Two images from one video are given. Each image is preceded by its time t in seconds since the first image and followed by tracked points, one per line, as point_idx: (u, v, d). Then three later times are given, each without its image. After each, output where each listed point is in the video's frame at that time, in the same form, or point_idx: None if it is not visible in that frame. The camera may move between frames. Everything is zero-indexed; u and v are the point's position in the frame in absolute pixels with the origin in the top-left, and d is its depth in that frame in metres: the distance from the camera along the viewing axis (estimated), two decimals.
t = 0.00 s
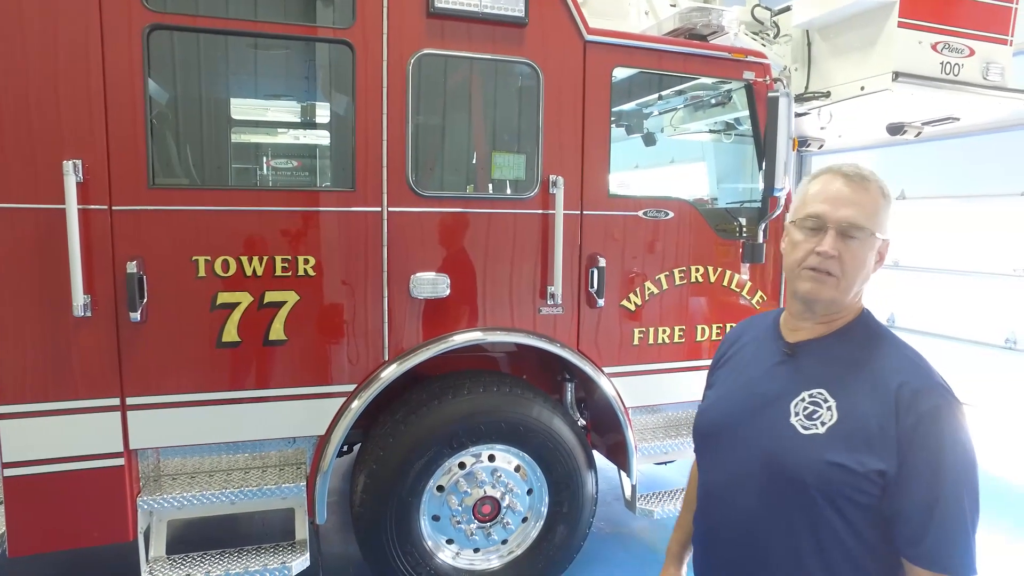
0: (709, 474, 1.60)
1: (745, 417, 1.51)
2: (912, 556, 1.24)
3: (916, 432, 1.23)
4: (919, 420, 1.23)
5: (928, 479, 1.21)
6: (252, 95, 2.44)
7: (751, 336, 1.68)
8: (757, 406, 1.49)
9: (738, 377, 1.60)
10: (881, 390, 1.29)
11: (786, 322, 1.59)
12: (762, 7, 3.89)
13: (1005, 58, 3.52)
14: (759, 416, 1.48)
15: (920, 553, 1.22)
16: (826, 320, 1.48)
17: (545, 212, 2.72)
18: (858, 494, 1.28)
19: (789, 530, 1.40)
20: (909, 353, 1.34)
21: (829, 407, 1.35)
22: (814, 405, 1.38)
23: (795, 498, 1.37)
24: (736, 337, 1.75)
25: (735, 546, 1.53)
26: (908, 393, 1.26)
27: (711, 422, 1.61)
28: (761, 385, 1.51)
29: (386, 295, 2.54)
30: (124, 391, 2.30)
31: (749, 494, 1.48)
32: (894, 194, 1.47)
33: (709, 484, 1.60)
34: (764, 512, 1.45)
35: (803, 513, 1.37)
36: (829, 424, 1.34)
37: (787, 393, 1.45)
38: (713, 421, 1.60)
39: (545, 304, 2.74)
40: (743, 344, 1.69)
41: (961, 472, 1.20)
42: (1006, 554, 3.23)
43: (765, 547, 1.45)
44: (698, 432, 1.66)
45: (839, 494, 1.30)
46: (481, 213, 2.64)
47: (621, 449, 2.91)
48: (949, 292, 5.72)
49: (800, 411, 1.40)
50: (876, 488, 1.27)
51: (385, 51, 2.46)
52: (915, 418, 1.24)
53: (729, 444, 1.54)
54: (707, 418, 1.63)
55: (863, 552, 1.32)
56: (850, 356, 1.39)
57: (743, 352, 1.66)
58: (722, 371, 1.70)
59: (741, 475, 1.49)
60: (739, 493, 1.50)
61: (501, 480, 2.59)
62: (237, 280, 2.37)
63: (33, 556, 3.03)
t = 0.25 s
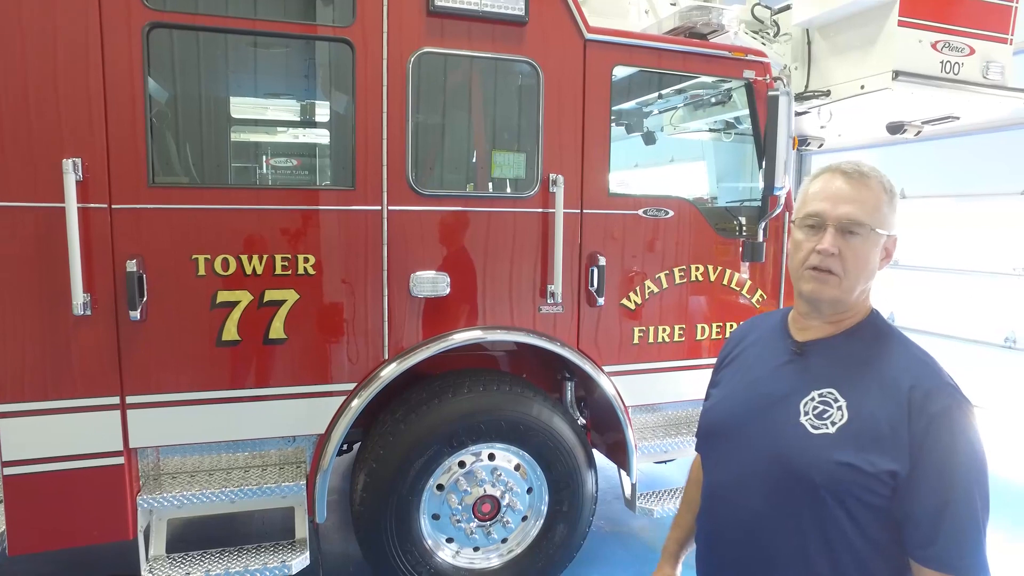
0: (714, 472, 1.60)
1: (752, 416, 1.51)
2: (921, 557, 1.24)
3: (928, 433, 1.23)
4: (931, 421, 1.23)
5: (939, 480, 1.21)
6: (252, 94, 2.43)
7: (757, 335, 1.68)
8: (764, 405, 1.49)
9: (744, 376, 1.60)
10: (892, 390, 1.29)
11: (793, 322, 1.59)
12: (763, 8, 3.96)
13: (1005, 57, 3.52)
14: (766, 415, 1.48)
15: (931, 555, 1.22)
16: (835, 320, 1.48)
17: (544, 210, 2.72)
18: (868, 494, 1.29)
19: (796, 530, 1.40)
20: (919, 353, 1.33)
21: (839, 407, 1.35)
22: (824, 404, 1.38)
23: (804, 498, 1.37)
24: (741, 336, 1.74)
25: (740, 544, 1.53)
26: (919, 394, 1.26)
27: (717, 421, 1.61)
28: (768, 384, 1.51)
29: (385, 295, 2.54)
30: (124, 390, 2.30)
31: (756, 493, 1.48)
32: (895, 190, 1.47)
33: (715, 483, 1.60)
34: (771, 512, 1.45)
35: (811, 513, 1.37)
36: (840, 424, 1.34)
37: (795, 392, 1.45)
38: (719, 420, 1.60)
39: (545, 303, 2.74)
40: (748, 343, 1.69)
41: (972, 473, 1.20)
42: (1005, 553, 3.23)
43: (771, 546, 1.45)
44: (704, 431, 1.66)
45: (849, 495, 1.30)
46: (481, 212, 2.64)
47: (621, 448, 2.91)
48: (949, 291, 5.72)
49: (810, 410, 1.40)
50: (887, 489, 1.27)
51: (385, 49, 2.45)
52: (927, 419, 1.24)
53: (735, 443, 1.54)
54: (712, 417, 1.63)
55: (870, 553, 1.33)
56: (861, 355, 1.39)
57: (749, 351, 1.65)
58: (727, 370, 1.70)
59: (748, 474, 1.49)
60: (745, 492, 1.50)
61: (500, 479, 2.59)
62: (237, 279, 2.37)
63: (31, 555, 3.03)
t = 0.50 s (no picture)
0: (711, 468, 1.60)
1: (750, 413, 1.51)
2: (916, 557, 1.24)
3: (926, 434, 1.23)
4: (929, 422, 1.23)
5: (936, 480, 1.21)
6: (251, 92, 2.44)
7: (756, 331, 1.68)
8: (761, 402, 1.50)
9: (743, 372, 1.60)
10: (891, 391, 1.29)
11: (794, 320, 1.59)
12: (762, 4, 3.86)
13: (1004, 56, 3.52)
14: (762, 412, 1.48)
15: (927, 555, 1.22)
16: (831, 319, 1.48)
17: (543, 209, 2.72)
18: (865, 493, 1.28)
19: (792, 528, 1.40)
20: (919, 354, 1.33)
21: (836, 405, 1.35)
22: (821, 402, 1.38)
23: (801, 495, 1.37)
24: (740, 332, 1.74)
25: (735, 541, 1.53)
26: (918, 394, 1.26)
27: (714, 416, 1.61)
28: (767, 380, 1.51)
29: (384, 293, 2.54)
30: (122, 389, 2.30)
31: (753, 489, 1.48)
32: (895, 186, 1.44)
33: (712, 479, 1.60)
34: (769, 510, 1.45)
35: (808, 511, 1.37)
36: (836, 422, 1.34)
37: (792, 389, 1.45)
38: (717, 415, 1.59)
39: (544, 301, 2.74)
40: (748, 338, 1.68)
41: (969, 474, 1.20)
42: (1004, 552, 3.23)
43: (767, 543, 1.45)
44: (700, 426, 1.67)
45: (846, 493, 1.30)
46: (481, 210, 2.64)
47: (619, 446, 2.91)
48: (948, 290, 5.72)
49: (806, 407, 1.40)
50: (883, 488, 1.27)
51: (383, 48, 2.45)
52: (925, 419, 1.24)
53: (733, 440, 1.54)
54: (710, 412, 1.63)
55: (866, 552, 1.32)
56: (860, 354, 1.39)
57: (749, 347, 1.65)
58: (725, 366, 1.69)
59: (745, 470, 1.49)
60: (742, 489, 1.50)
61: (499, 477, 2.59)
62: (236, 277, 2.37)
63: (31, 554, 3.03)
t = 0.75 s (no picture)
0: (699, 465, 1.61)
1: (737, 410, 1.51)
2: (899, 553, 1.24)
3: (909, 431, 1.23)
4: (911, 419, 1.23)
5: (918, 477, 1.21)
6: (248, 91, 2.43)
7: (745, 328, 1.68)
8: (747, 398, 1.50)
9: (731, 369, 1.60)
10: (874, 388, 1.29)
11: (780, 315, 1.59)
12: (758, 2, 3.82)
13: (1000, 55, 3.53)
14: (748, 408, 1.49)
15: (910, 551, 1.23)
16: (816, 315, 1.49)
17: (539, 207, 2.72)
18: (848, 490, 1.29)
19: (777, 523, 1.41)
20: (904, 352, 1.33)
21: (819, 401, 1.36)
22: (804, 398, 1.39)
23: (786, 492, 1.38)
24: (730, 328, 1.74)
25: (723, 538, 1.53)
26: (901, 391, 1.26)
27: (703, 413, 1.61)
28: (753, 377, 1.51)
29: (380, 290, 2.54)
30: (118, 386, 2.30)
31: (739, 486, 1.48)
32: (883, 183, 1.44)
33: (699, 476, 1.60)
34: (756, 507, 1.45)
35: (793, 507, 1.37)
36: (819, 418, 1.35)
37: (778, 385, 1.45)
38: (705, 411, 1.60)
39: (540, 299, 2.74)
40: (738, 335, 1.68)
41: (951, 470, 1.21)
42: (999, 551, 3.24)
43: (755, 540, 1.46)
44: (689, 422, 1.67)
45: (828, 490, 1.31)
46: (477, 208, 2.63)
47: (615, 444, 2.92)
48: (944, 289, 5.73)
49: (790, 404, 1.41)
50: (865, 484, 1.27)
51: (379, 46, 2.45)
52: (908, 416, 1.24)
53: (720, 437, 1.54)
54: (699, 409, 1.63)
55: (850, 548, 1.32)
56: (845, 350, 1.39)
57: (738, 344, 1.65)
58: (715, 363, 1.70)
59: (732, 467, 1.50)
60: (729, 486, 1.51)
61: (495, 475, 2.59)
62: (231, 275, 2.36)
63: (26, 552, 3.03)
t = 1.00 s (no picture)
0: (690, 462, 1.61)
1: (727, 406, 1.51)
2: (886, 546, 1.25)
3: (895, 424, 1.24)
4: (897, 413, 1.24)
5: (904, 470, 1.22)
6: (243, 88, 2.42)
7: (734, 325, 1.68)
8: (737, 395, 1.50)
9: (721, 366, 1.60)
10: (861, 382, 1.30)
11: (768, 312, 1.59)
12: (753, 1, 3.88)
13: (994, 53, 3.55)
14: (738, 405, 1.49)
15: (895, 544, 1.23)
16: (804, 313, 1.49)
17: (535, 204, 2.72)
18: (837, 484, 1.29)
19: (767, 518, 1.42)
20: (890, 346, 1.34)
21: (808, 397, 1.36)
22: (793, 393, 1.39)
23: (775, 487, 1.38)
24: (721, 325, 1.75)
25: (714, 535, 1.54)
26: (887, 385, 1.27)
27: (693, 409, 1.61)
28: (743, 374, 1.52)
29: (376, 286, 2.53)
30: (112, 385, 2.29)
31: (729, 482, 1.48)
32: (865, 178, 1.45)
33: (690, 473, 1.60)
34: (746, 503, 1.45)
35: (783, 502, 1.38)
36: (808, 413, 1.35)
37: (767, 381, 1.46)
38: (696, 408, 1.60)
39: (535, 297, 2.75)
40: (728, 331, 1.68)
41: (936, 463, 1.22)
42: (993, 548, 3.26)
43: (745, 536, 1.46)
44: (680, 420, 1.67)
45: (817, 484, 1.31)
46: (472, 206, 2.63)
47: (611, 442, 2.92)
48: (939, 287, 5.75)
49: (779, 400, 1.41)
50: (853, 478, 1.28)
51: (374, 43, 2.44)
52: (895, 410, 1.25)
53: (710, 433, 1.54)
54: (689, 405, 1.63)
55: (838, 543, 1.33)
56: (833, 346, 1.40)
57: (728, 340, 1.66)
58: (705, 360, 1.70)
59: (722, 464, 1.50)
60: (720, 482, 1.51)
61: (491, 472, 2.60)
62: (226, 273, 2.36)
63: (21, 552, 3.02)
